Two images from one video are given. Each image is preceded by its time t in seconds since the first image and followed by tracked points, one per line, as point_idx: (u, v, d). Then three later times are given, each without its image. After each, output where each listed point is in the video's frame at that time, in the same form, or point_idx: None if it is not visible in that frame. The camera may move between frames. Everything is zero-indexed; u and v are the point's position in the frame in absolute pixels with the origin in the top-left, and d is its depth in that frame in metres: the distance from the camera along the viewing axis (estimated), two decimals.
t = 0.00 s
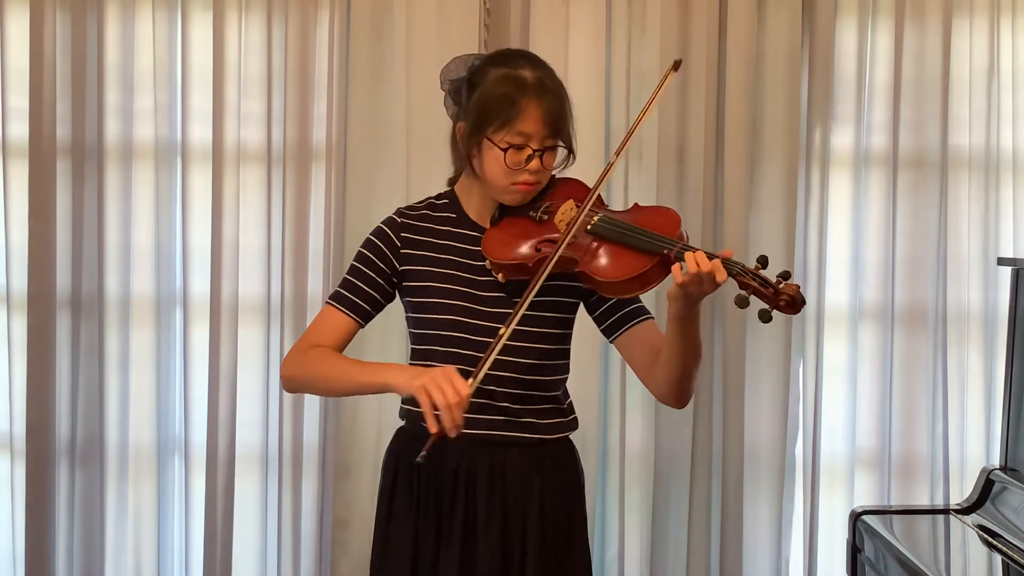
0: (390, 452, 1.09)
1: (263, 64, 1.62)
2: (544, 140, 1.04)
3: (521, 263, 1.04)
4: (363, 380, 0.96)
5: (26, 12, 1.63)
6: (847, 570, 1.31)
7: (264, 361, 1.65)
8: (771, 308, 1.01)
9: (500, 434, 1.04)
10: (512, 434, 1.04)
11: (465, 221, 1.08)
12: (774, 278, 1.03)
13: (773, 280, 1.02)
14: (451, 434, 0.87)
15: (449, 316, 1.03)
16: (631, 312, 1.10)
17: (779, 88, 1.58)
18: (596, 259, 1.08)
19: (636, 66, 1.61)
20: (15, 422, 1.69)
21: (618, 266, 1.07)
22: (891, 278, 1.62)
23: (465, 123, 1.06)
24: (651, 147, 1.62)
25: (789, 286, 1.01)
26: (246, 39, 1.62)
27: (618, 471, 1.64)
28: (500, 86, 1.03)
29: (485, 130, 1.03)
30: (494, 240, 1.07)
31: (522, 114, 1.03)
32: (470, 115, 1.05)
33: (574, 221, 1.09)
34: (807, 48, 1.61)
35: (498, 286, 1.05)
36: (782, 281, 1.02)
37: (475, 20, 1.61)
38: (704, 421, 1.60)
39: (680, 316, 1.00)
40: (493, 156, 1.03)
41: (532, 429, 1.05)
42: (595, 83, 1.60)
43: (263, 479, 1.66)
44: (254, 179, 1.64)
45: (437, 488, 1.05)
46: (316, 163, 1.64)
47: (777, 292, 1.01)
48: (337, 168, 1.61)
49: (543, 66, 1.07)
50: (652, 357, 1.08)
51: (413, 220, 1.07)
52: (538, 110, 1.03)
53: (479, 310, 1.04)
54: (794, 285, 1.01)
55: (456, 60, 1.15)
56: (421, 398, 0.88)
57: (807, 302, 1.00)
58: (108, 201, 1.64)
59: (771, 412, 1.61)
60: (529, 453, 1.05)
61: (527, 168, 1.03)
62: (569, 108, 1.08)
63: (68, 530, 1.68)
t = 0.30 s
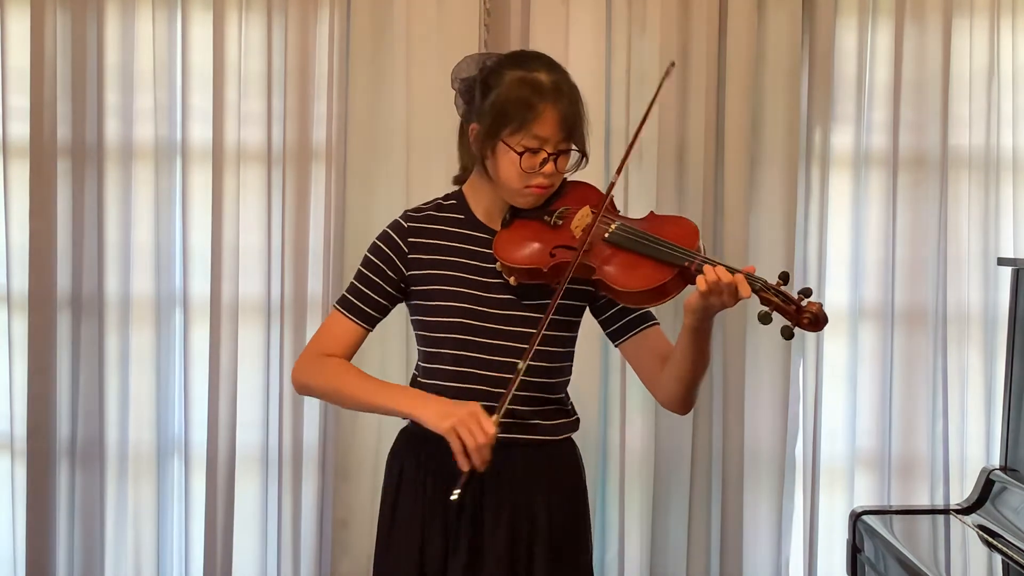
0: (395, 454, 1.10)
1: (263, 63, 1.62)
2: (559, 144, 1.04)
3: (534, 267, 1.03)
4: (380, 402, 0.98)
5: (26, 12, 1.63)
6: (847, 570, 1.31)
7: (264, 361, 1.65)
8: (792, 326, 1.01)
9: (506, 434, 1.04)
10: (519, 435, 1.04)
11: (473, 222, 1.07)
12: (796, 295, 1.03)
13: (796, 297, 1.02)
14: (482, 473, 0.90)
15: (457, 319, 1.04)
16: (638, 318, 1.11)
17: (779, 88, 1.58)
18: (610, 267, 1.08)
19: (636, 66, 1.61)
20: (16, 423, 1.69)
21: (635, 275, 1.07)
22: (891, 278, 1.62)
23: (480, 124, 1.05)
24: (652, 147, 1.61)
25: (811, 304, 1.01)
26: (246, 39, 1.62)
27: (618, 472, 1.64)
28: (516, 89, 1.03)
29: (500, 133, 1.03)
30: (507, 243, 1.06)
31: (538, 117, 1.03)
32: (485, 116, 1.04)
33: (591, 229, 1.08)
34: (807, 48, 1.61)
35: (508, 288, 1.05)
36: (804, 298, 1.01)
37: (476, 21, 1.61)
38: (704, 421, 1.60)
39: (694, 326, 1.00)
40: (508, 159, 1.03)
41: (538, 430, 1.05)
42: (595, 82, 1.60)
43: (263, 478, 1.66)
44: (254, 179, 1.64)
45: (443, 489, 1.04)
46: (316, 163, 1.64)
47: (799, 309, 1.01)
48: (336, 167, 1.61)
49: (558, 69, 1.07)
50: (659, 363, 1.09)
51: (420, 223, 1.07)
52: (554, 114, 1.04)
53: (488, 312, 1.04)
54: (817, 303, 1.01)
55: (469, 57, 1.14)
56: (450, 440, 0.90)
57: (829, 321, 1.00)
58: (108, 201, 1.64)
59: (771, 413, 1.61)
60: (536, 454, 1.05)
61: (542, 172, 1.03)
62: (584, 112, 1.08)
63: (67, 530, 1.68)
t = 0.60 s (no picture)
0: (400, 455, 1.09)
1: (263, 64, 1.62)
2: (572, 145, 1.04)
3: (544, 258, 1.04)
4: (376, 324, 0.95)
5: (25, 11, 1.63)
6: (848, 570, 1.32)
7: (264, 361, 1.65)
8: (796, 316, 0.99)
9: (512, 431, 1.03)
10: (526, 433, 1.04)
11: (488, 219, 1.08)
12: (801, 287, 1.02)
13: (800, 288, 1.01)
14: (467, 366, 0.86)
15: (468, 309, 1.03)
16: (638, 322, 1.10)
17: (779, 87, 1.58)
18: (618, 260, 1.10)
19: (636, 65, 1.61)
20: (16, 422, 1.69)
21: (641, 267, 1.08)
22: (891, 278, 1.62)
23: (495, 124, 1.06)
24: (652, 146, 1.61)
25: (816, 294, 1.00)
26: (246, 39, 1.62)
27: (619, 471, 1.64)
28: (531, 90, 1.03)
29: (514, 133, 1.03)
30: (519, 236, 1.07)
31: (552, 118, 1.03)
32: (501, 116, 1.05)
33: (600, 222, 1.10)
34: (807, 47, 1.61)
35: (520, 286, 1.04)
36: (809, 289, 1.00)
37: (476, 20, 1.61)
38: (704, 420, 1.60)
39: (695, 315, 0.99)
40: (521, 159, 1.03)
41: (543, 429, 1.05)
42: (594, 82, 1.60)
43: (263, 479, 1.66)
44: (254, 179, 1.64)
45: (448, 489, 1.05)
46: (316, 163, 1.64)
47: (803, 299, 1.00)
48: (337, 169, 1.61)
49: (574, 71, 1.07)
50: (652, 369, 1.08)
51: (441, 213, 1.08)
52: (568, 116, 1.03)
53: (498, 308, 1.03)
54: (822, 294, 1.00)
55: (486, 61, 1.15)
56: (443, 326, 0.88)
57: (832, 311, 0.98)
58: (108, 201, 1.64)
59: (771, 412, 1.61)
60: (542, 454, 1.05)
61: (554, 172, 1.03)
62: (599, 115, 1.08)
63: (67, 531, 1.68)
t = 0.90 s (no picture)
0: (403, 456, 1.09)
1: (263, 64, 1.62)
2: (586, 143, 1.04)
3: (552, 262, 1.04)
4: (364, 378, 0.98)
5: (25, 11, 1.62)
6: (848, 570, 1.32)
7: (264, 362, 1.65)
8: (803, 326, 1.02)
9: (516, 432, 1.04)
10: (531, 432, 1.04)
11: (497, 218, 1.08)
12: (807, 297, 1.05)
13: (807, 299, 1.04)
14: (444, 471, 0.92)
15: (473, 310, 1.04)
16: (644, 328, 1.11)
17: (779, 88, 1.58)
18: (628, 264, 1.10)
19: (637, 66, 1.61)
20: (16, 422, 1.68)
21: (651, 272, 1.08)
22: (891, 278, 1.63)
23: (509, 121, 1.06)
24: (652, 147, 1.61)
25: (822, 305, 1.03)
26: (246, 39, 1.62)
27: (619, 470, 1.64)
28: (547, 89, 1.03)
29: (528, 129, 1.04)
30: (528, 238, 1.07)
31: (567, 117, 1.03)
32: (514, 113, 1.05)
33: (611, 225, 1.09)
34: (807, 48, 1.61)
35: (526, 285, 1.06)
36: (816, 300, 1.03)
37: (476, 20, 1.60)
38: (704, 421, 1.60)
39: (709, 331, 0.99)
40: (534, 154, 1.03)
41: (547, 428, 1.06)
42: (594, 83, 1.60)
43: (263, 479, 1.66)
44: (254, 179, 1.64)
45: (453, 488, 1.05)
46: (316, 163, 1.64)
47: (810, 309, 1.03)
48: (336, 170, 1.61)
49: (589, 72, 1.08)
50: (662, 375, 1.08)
51: (447, 212, 1.08)
52: (583, 115, 1.04)
53: (503, 308, 1.04)
54: (828, 304, 1.03)
55: (502, 61, 1.16)
56: (420, 435, 0.92)
57: (838, 322, 1.01)
58: (108, 201, 1.64)
59: (771, 413, 1.61)
60: (548, 452, 1.06)
61: (567, 170, 1.03)
62: (614, 116, 1.08)
63: (67, 530, 1.68)
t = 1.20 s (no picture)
0: (404, 453, 1.09)
1: (263, 64, 1.62)
2: (569, 142, 1.04)
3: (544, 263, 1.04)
4: (411, 383, 0.98)
5: (25, 11, 1.62)
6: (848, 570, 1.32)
7: (264, 362, 1.65)
8: (797, 319, 1.02)
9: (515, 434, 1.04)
10: (528, 434, 1.05)
11: (488, 220, 1.09)
12: (801, 288, 1.04)
13: (801, 290, 1.03)
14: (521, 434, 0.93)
15: (471, 315, 1.04)
16: (646, 319, 1.11)
17: (779, 88, 1.58)
18: (619, 262, 1.08)
19: (637, 66, 1.61)
20: (16, 422, 1.68)
21: (642, 270, 1.07)
22: (891, 278, 1.62)
23: (491, 123, 1.06)
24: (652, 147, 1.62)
25: (816, 297, 1.02)
26: (247, 39, 1.62)
27: (618, 469, 1.64)
28: (525, 88, 1.04)
29: (509, 131, 1.04)
30: (518, 241, 1.07)
31: (547, 116, 1.03)
32: (495, 115, 1.05)
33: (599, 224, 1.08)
34: (807, 47, 1.61)
35: (520, 286, 1.06)
36: (809, 292, 1.02)
37: (476, 21, 1.61)
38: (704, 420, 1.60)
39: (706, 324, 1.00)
40: (517, 157, 1.03)
41: (545, 430, 1.05)
42: (594, 83, 1.60)
43: (263, 479, 1.66)
44: (254, 179, 1.64)
45: (452, 486, 1.05)
46: (316, 164, 1.64)
47: (804, 302, 1.02)
48: (336, 171, 1.61)
49: (569, 68, 1.08)
50: (667, 364, 1.09)
51: (437, 219, 1.09)
52: (564, 113, 1.04)
53: (498, 309, 1.04)
54: (821, 296, 1.02)
55: (481, 61, 1.16)
56: (488, 403, 0.92)
57: (833, 314, 1.00)
58: (108, 201, 1.64)
59: (771, 413, 1.61)
60: (547, 453, 1.05)
61: (551, 169, 1.03)
62: (595, 111, 1.08)
63: (68, 530, 1.68)
